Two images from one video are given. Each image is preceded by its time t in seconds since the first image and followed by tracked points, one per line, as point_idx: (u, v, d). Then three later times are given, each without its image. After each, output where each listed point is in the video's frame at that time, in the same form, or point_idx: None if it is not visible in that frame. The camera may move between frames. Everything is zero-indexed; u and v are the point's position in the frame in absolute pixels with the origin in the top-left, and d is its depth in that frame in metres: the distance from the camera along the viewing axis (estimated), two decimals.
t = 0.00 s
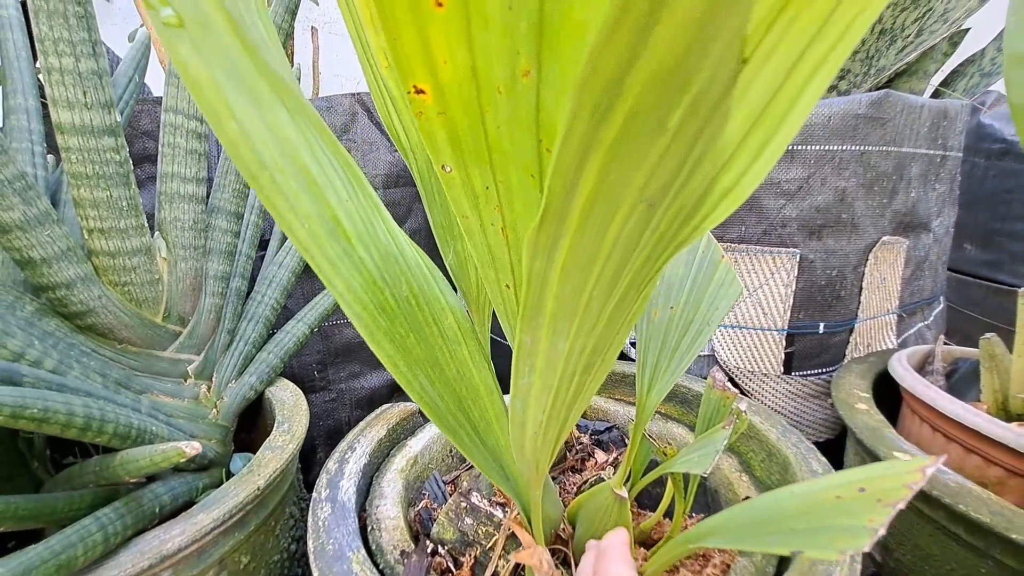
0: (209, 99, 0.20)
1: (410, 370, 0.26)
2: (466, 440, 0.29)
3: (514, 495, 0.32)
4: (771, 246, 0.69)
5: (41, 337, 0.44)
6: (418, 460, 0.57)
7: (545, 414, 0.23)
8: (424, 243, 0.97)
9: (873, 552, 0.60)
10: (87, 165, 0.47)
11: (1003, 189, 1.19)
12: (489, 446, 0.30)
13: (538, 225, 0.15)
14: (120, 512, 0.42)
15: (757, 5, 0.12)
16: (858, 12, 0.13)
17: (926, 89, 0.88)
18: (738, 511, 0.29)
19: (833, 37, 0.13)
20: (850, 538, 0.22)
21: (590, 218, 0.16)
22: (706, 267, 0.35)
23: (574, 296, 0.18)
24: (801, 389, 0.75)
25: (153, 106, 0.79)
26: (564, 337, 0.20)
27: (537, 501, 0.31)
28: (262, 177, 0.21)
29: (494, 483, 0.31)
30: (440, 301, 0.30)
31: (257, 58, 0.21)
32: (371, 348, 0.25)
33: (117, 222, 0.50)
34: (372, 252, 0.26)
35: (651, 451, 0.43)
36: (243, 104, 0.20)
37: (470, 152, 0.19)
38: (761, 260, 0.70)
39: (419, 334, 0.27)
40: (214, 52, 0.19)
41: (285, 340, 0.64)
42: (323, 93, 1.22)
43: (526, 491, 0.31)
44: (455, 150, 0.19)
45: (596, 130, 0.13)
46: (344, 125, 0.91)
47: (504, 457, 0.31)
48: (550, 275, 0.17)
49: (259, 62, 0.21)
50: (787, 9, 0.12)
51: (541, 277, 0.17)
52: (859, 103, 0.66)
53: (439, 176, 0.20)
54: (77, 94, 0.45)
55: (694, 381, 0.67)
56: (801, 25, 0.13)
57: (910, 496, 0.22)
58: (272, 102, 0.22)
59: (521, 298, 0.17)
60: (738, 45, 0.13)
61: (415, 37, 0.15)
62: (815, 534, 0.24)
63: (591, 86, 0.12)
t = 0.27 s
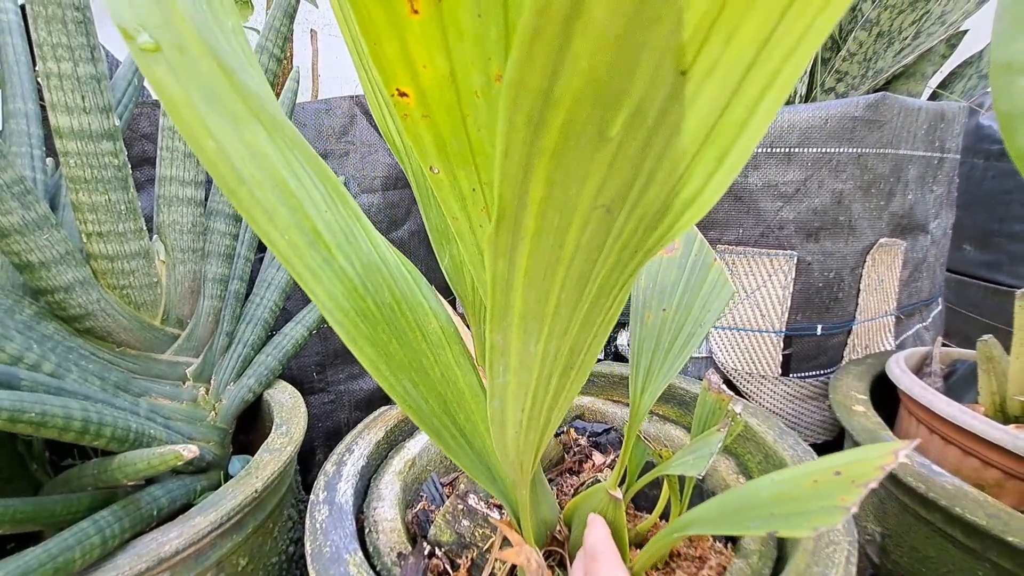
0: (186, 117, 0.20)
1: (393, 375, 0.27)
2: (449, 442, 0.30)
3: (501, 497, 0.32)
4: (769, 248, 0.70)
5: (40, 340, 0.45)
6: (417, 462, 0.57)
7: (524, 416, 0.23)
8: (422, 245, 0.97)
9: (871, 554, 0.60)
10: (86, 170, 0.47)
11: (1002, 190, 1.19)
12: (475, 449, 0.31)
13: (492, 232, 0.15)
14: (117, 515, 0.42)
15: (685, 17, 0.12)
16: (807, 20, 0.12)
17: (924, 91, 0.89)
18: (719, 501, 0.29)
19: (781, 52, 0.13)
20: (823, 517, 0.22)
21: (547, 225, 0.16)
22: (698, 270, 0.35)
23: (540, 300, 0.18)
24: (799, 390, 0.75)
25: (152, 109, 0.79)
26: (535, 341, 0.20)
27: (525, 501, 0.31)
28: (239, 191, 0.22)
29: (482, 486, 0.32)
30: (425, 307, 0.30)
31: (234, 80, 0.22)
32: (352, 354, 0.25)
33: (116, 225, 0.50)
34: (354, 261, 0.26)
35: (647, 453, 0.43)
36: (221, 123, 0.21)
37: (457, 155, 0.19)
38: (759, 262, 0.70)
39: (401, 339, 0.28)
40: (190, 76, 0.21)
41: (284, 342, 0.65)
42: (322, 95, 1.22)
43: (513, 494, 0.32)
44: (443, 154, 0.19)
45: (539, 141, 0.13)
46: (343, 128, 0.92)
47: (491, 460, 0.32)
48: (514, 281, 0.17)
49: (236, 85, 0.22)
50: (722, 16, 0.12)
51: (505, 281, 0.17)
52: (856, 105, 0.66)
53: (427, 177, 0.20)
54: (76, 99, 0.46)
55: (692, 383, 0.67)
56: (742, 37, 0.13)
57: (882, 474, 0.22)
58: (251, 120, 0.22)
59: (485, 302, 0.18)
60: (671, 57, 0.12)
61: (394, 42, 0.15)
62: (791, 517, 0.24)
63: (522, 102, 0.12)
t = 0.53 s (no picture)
0: (167, 119, 0.20)
1: (376, 379, 0.26)
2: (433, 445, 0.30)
3: (489, 502, 0.32)
4: (764, 249, 0.69)
5: (30, 343, 0.45)
6: (410, 465, 0.57)
7: (505, 421, 0.23)
8: (418, 246, 0.97)
9: (867, 557, 0.60)
10: (76, 171, 0.47)
11: (1001, 190, 1.19)
12: (461, 453, 0.31)
13: (462, 241, 0.15)
14: (106, 518, 0.42)
15: (654, 12, 0.11)
16: (777, 13, 0.12)
17: (921, 91, 0.88)
18: (707, 512, 0.29)
19: (753, 46, 0.13)
20: (810, 530, 0.22)
21: (520, 231, 0.15)
22: (688, 272, 0.35)
23: (517, 305, 0.18)
24: (795, 392, 0.75)
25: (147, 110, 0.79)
26: (513, 346, 0.20)
27: (512, 506, 0.31)
28: (221, 193, 0.21)
29: (468, 490, 0.32)
30: (408, 310, 0.30)
31: (217, 80, 0.21)
32: (335, 359, 0.25)
33: (106, 227, 0.50)
34: (338, 265, 0.26)
35: (638, 457, 0.42)
36: (205, 125, 0.21)
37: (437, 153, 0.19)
38: (755, 263, 0.70)
39: (386, 343, 0.27)
40: (172, 77, 0.20)
41: (278, 344, 0.64)
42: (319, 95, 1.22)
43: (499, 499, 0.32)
44: (422, 155, 0.19)
45: (508, 146, 0.13)
46: (338, 129, 0.91)
47: (476, 465, 0.32)
48: (489, 288, 0.17)
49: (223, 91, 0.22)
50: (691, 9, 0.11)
51: (479, 289, 0.17)
52: (852, 105, 0.66)
53: (407, 180, 0.20)
54: (66, 100, 0.45)
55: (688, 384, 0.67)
56: (714, 34, 0.12)
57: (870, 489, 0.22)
58: (234, 121, 0.22)
59: (460, 311, 0.17)
60: (639, 56, 0.12)
61: (367, 41, 0.15)
62: (779, 530, 0.23)
63: (486, 107, 0.12)
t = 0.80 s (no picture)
0: (143, 132, 0.20)
1: (369, 396, 0.27)
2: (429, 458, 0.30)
3: (485, 514, 0.32)
4: (762, 252, 0.69)
5: (27, 348, 0.45)
6: (407, 469, 0.57)
7: (503, 439, 0.23)
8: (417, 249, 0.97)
9: (865, 559, 0.60)
10: (73, 177, 0.47)
11: (999, 191, 1.19)
12: (458, 465, 0.31)
13: (457, 265, 0.14)
14: (103, 524, 0.42)
15: (649, 38, 0.11)
16: (772, 34, 0.12)
17: (918, 93, 0.88)
18: (701, 521, 0.29)
19: (748, 69, 0.13)
20: (807, 542, 0.22)
21: (516, 254, 0.15)
22: (682, 278, 0.35)
23: (513, 327, 0.18)
24: (793, 394, 0.75)
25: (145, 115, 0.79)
26: (510, 366, 0.19)
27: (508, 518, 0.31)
28: (204, 208, 0.22)
29: (463, 503, 0.32)
30: (403, 320, 0.30)
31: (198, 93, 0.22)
32: (327, 376, 0.25)
33: (104, 232, 0.50)
34: (327, 277, 0.26)
35: (634, 461, 0.42)
36: (186, 140, 0.21)
37: (430, 168, 0.19)
38: (752, 265, 0.70)
39: (379, 357, 0.28)
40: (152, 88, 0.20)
41: (275, 348, 0.64)
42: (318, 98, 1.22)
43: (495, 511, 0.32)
44: (415, 170, 0.19)
45: (503, 172, 0.13)
46: (337, 132, 0.92)
47: (473, 477, 0.32)
48: (485, 310, 0.17)
49: (199, 98, 0.22)
50: (687, 34, 0.12)
51: (476, 310, 0.17)
52: (848, 108, 0.66)
53: (402, 195, 0.20)
54: (63, 106, 0.45)
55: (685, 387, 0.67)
56: (709, 60, 0.12)
57: (864, 501, 0.22)
58: (212, 129, 0.22)
59: (457, 333, 0.17)
60: (635, 83, 0.12)
61: (360, 61, 0.15)
62: (774, 541, 0.24)
63: (482, 134, 0.12)
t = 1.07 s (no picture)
0: (156, 142, 0.20)
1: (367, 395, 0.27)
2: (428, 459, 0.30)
3: (484, 514, 0.33)
4: (759, 254, 0.70)
5: (33, 351, 0.45)
6: (408, 469, 0.57)
7: (494, 438, 0.24)
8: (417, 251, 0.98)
9: (862, 558, 0.61)
10: (78, 183, 0.48)
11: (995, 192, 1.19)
12: (455, 466, 0.32)
13: (440, 274, 0.15)
14: (108, 524, 0.42)
15: (609, 62, 0.12)
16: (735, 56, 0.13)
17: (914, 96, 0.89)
18: (691, 513, 0.30)
19: (712, 89, 0.14)
20: (786, 529, 0.22)
21: (496, 264, 0.16)
22: (676, 280, 0.36)
23: (498, 332, 0.18)
24: (790, 394, 0.75)
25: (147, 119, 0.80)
26: (498, 369, 0.20)
27: (506, 517, 0.32)
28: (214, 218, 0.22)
29: (462, 503, 0.32)
30: (400, 323, 0.31)
31: (205, 103, 0.23)
32: (328, 376, 0.25)
33: (107, 236, 0.51)
34: (328, 282, 0.27)
35: (631, 460, 0.43)
36: (194, 151, 0.22)
37: (427, 175, 0.20)
38: (749, 267, 0.70)
39: (377, 358, 0.28)
40: (163, 100, 0.21)
41: (277, 350, 0.65)
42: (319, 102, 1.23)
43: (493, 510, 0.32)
44: (414, 175, 0.20)
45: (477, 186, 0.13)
46: (337, 136, 0.92)
47: (472, 478, 0.32)
48: (471, 316, 0.17)
49: (207, 111, 0.23)
50: (650, 53, 0.12)
51: (461, 316, 0.17)
52: (844, 112, 0.67)
53: (401, 200, 0.21)
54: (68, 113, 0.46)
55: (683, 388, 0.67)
56: (674, 78, 0.13)
57: (843, 488, 0.22)
58: (221, 141, 0.23)
59: (444, 338, 0.17)
60: (600, 102, 0.13)
61: (359, 73, 0.16)
62: (756, 528, 0.24)
63: (453, 152, 0.13)
